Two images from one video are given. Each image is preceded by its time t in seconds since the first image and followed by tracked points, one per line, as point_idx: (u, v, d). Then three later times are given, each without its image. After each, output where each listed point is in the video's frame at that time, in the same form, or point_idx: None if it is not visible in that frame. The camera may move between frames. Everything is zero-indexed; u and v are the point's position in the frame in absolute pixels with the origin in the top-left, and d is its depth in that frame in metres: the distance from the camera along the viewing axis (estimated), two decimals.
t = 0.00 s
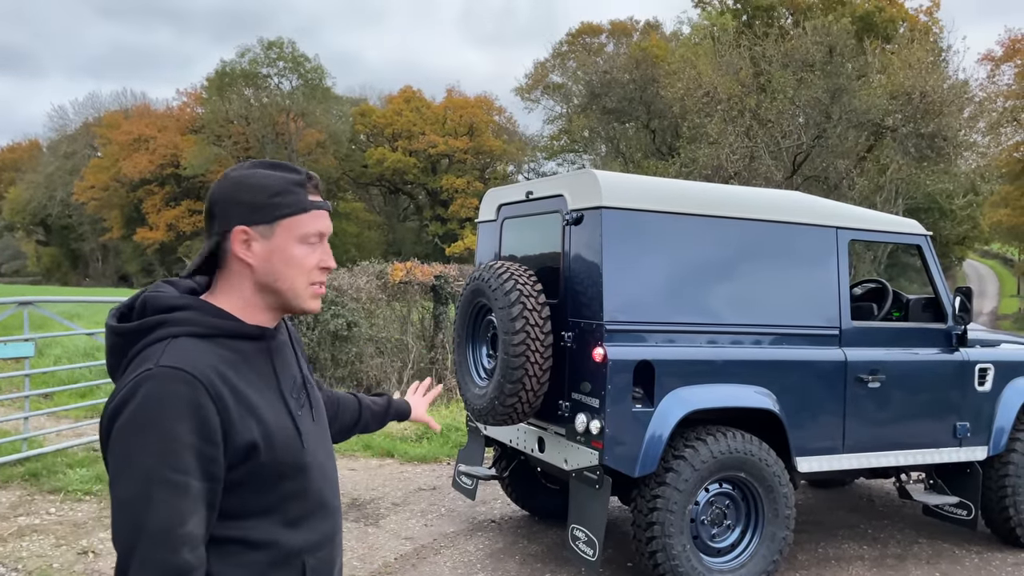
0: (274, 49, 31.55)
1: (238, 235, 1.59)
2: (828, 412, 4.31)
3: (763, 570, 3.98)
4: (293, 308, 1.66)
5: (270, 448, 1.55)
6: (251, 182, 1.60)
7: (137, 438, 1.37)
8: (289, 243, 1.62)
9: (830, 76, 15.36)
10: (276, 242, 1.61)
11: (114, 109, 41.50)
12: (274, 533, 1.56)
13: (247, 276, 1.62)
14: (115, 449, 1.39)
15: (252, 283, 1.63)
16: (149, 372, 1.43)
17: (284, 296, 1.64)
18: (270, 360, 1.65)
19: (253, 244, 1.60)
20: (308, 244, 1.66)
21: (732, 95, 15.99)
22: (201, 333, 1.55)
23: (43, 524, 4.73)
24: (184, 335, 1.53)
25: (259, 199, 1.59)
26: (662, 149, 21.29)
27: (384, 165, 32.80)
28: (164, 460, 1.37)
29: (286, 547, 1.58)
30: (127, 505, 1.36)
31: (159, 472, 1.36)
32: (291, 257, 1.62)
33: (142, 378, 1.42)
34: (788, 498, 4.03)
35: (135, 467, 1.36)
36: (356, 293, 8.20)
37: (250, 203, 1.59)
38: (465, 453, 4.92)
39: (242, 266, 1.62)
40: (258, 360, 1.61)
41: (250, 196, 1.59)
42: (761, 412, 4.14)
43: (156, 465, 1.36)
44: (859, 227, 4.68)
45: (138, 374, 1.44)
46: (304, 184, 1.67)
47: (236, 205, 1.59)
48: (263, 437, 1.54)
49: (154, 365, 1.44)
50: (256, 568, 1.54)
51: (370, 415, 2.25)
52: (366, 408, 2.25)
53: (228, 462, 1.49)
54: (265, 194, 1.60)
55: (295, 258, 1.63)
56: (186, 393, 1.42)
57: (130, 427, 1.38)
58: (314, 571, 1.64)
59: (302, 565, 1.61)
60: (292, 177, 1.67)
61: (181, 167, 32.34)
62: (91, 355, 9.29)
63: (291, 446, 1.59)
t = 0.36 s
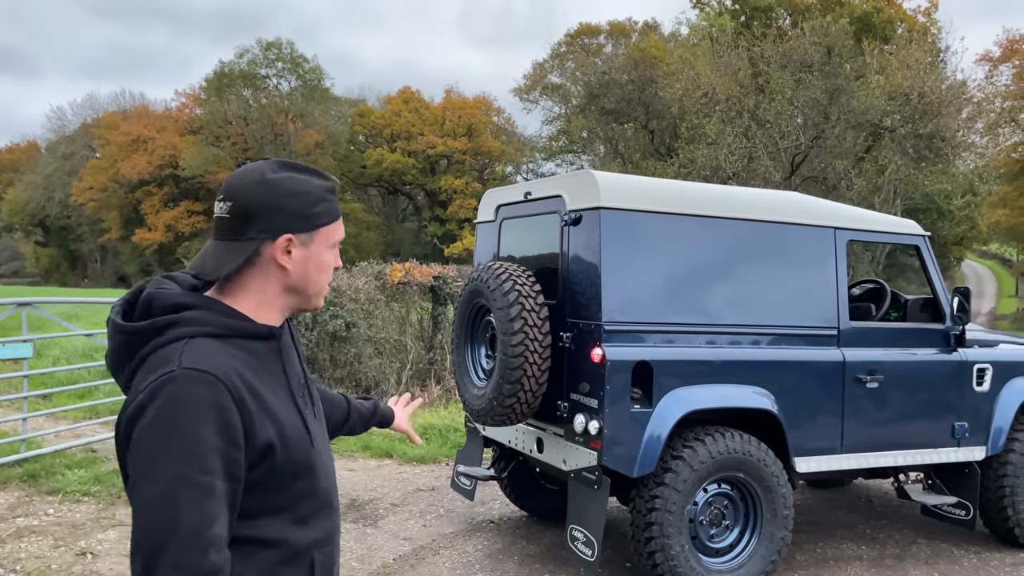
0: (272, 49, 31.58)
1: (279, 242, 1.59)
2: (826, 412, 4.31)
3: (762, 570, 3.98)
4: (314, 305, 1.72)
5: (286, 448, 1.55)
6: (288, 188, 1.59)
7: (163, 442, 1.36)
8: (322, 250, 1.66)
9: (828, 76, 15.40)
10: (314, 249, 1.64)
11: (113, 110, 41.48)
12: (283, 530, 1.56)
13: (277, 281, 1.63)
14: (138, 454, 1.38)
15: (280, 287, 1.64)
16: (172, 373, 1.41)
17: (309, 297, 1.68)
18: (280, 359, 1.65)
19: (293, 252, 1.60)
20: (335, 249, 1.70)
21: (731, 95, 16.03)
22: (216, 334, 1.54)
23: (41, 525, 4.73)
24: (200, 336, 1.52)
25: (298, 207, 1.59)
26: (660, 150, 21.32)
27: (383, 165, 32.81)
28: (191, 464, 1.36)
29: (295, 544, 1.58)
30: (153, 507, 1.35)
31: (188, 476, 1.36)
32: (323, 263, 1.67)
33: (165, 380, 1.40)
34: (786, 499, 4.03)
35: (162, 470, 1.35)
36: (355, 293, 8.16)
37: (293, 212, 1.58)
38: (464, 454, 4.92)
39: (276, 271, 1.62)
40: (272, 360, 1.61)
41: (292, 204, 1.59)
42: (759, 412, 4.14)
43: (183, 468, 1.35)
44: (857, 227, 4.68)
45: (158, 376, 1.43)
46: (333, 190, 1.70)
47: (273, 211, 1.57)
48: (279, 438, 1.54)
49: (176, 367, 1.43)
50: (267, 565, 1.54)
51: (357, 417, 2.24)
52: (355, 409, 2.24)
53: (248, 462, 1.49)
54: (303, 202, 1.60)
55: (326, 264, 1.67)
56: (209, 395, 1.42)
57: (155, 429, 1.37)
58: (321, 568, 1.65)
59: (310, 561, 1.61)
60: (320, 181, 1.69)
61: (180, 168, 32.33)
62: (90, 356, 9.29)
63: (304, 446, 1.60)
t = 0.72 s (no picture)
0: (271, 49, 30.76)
1: (286, 250, 1.58)
2: (824, 413, 4.31)
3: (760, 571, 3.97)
4: (314, 307, 1.72)
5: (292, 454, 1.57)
6: (298, 196, 1.57)
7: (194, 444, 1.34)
8: (326, 256, 1.65)
9: (826, 77, 15.40)
10: (319, 255, 1.63)
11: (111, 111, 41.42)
12: (285, 534, 1.56)
13: (282, 286, 1.62)
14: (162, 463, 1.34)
15: (284, 293, 1.63)
16: (184, 385, 1.39)
17: (311, 303, 1.69)
18: (281, 363, 1.65)
19: (299, 259, 1.60)
20: (338, 254, 1.70)
21: (729, 96, 16.04)
22: (222, 340, 1.52)
23: (39, 526, 4.72)
24: (206, 343, 1.50)
25: (307, 215, 1.58)
26: (659, 150, 21.33)
27: (381, 166, 32.79)
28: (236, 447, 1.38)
29: (298, 546, 1.58)
30: (176, 523, 1.33)
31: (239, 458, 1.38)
32: (327, 269, 1.66)
33: (177, 393, 1.38)
34: (784, 499, 4.04)
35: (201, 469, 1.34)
36: (353, 294, 8.13)
37: (301, 221, 1.57)
38: (463, 454, 4.92)
39: (281, 278, 1.61)
40: (274, 366, 1.61)
41: (300, 212, 1.57)
42: (757, 412, 4.14)
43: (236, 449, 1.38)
44: (854, 228, 4.69)
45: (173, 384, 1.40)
46: (339, 196, 1.69)
47: (281, 220, 1.55)
48: (281, 449, 1.55)
49: (187, 378, 1.41)
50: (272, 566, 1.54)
51: (341, 409, 2.23)
52: (339, 402, 2.23)
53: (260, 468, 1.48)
54: (311, 210, 1.59)
55: (329, 269, 1.68)
56: (232, 401, 1.41)
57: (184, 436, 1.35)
58: (322, 568, 1.65)
59: (311, 563, 1.61)
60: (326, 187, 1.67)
61: (178, 169, 32.29)
62: (88, 357, 9.28)
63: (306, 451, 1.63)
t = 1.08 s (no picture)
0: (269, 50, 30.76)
1: (278, 282, 1.48)
2: (821, 413, 4.32)
3: (758, 571, 3.97)
4: (299, 336, 1.63)
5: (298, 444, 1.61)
6: (302, 231, 1.47)
7: (227, 476, 1.36)
8: (320, 288, 1.56)
9: (824, 78, 15.40)
10: (312, 289, 1.54)
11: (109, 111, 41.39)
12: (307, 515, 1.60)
13: (268, 315, 1.53)
14: (203, 495, 1.38)
15: (269, 322, 1.55)
16: (194, 419, 1.40)
17: (295, 332, 1.60)
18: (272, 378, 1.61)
19: (291, 292, 1.50)
20: (332, 288, 1.60)
21: (727, 98, 16.09)
22: (211, 367, 1.48)
23: (36, 527, 4.71)
24: (196, 374, 1.46)
25: (307, 250, 1.48)
26: (656, 151, 21.33)
27: (380, 167, 32.80)
28: (277, 451, 1.41)
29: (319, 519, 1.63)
30: (272, 513, 1.37)
31: (285, 451, 1.42)
32: (318, 303, 1.56)
33: (191, 428, 1.39)
34: (782, 500, 4.04)
35: (248, 493, 1.36)
36: (351, 296, 8.11)
37: (299, 256, 1.47)
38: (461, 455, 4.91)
39: (268, 307, 1.52)
40: (271, 378, 1.57)
41: (299, 247, 1.47)
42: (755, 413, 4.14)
43: (279, 452, 1.41)
44: (852, 229, 4.70)
45: (182, 425, 1.40)
46: (343, 229, 1.58)
47: (278, 253, 1.46)
48: (290, 436, 1.59)
49: (193, 412, 1.41)
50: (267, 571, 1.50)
51: (320, 406, 2.16)
52: (319, 399, 2.16)
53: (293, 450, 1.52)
54: (313, 245, 1.49)
55: (321, 304, 1.58)
56: (246, 423, 1.42)
57: (214, 471, 1.37)
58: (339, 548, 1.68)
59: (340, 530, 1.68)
60: (335, 219, 1.57)
61: (176, 170, 32.26)
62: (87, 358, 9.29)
63: (305, 433, 1.67)
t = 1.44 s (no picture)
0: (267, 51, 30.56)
1: (286, 309, 1.46)
2: (819, 414, 4.32)
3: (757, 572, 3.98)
4: (303, 366, 1.58)
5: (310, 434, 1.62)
6: (316, 259, 1.45)
7: (260, 488, 1.36)
8: (329, 320, 1.52)
9: (822, 81, 15.40)
10: (320, 319, 1.50)
11: (107, 112, 41.33)
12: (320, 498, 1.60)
13: (273, 342, 1.49)
14: (237, 509, 1.38)
15: (273, 348, 1.50)
16: (223, 440, 1.38)
17: (298, 361, 1.55)
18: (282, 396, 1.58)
19: (298, 320, 1.47)
20: (341, 321, 1.56)
21: (725, 99, 16.11)
22: (233, 390, 1.44)
23: (34, 528, 4.71)
24: (217, 399, 1.42)
25: (320, 279, 1.45)
26: (655, 153, 21.33)
27: (378, 168, 32.80)
28: (303, 451, 1.42)
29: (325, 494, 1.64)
30: (310, 508, 1.39)
31: (309, 448, 1.43)
32: (324, 334, 1.52)
33: (223, 448, 1.37)
34: (780, 501, 4.04)
35: (282, 500, 1.37)
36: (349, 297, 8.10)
37: (312, 283, 1.44)
38: (459, 456, 4.91)
39: (274, 335, 1.49)
40: (285, 392, 1.55)
41: (310, 275, 1.44)
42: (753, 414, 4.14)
43: (305, 451, 1.42)
44: (849, 231, 4.70)
45: (212, 448, 1.38)
46: (361, 261, 1.56)
47: (289, 279, 1.44)
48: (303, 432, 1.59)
49: (221, 434, 1.39)
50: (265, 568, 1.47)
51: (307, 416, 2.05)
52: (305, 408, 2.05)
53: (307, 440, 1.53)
54: (326, 274, 1.46)
55: (327, 335, 1.53)
56: (273, 434, 1.41)
57: (249, 487, 1.36)
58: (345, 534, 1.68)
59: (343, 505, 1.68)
60: (351, 251, 1.54)
61: (174, 171, 32.23)
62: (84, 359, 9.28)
63: (311, 421, 1.68)
